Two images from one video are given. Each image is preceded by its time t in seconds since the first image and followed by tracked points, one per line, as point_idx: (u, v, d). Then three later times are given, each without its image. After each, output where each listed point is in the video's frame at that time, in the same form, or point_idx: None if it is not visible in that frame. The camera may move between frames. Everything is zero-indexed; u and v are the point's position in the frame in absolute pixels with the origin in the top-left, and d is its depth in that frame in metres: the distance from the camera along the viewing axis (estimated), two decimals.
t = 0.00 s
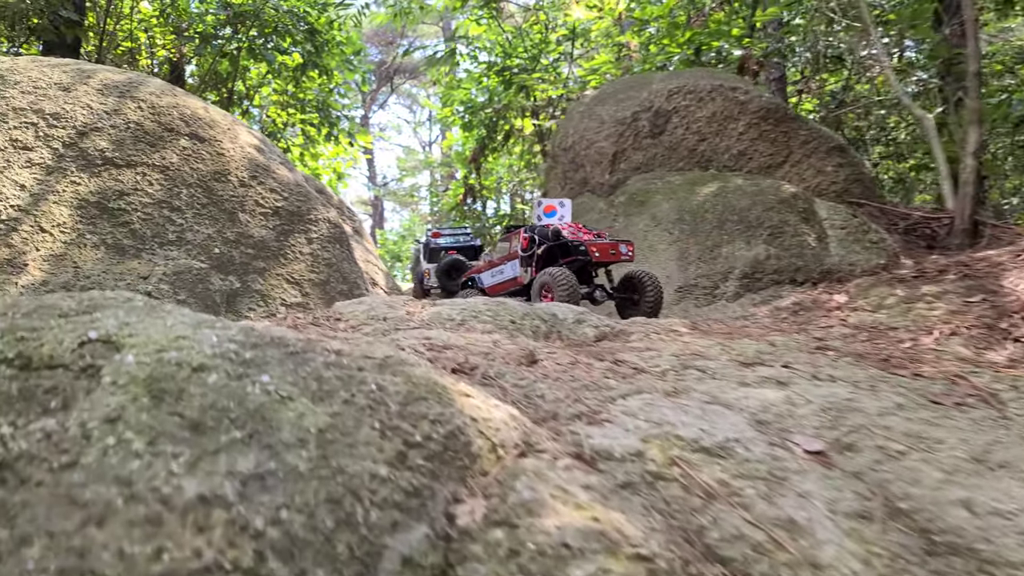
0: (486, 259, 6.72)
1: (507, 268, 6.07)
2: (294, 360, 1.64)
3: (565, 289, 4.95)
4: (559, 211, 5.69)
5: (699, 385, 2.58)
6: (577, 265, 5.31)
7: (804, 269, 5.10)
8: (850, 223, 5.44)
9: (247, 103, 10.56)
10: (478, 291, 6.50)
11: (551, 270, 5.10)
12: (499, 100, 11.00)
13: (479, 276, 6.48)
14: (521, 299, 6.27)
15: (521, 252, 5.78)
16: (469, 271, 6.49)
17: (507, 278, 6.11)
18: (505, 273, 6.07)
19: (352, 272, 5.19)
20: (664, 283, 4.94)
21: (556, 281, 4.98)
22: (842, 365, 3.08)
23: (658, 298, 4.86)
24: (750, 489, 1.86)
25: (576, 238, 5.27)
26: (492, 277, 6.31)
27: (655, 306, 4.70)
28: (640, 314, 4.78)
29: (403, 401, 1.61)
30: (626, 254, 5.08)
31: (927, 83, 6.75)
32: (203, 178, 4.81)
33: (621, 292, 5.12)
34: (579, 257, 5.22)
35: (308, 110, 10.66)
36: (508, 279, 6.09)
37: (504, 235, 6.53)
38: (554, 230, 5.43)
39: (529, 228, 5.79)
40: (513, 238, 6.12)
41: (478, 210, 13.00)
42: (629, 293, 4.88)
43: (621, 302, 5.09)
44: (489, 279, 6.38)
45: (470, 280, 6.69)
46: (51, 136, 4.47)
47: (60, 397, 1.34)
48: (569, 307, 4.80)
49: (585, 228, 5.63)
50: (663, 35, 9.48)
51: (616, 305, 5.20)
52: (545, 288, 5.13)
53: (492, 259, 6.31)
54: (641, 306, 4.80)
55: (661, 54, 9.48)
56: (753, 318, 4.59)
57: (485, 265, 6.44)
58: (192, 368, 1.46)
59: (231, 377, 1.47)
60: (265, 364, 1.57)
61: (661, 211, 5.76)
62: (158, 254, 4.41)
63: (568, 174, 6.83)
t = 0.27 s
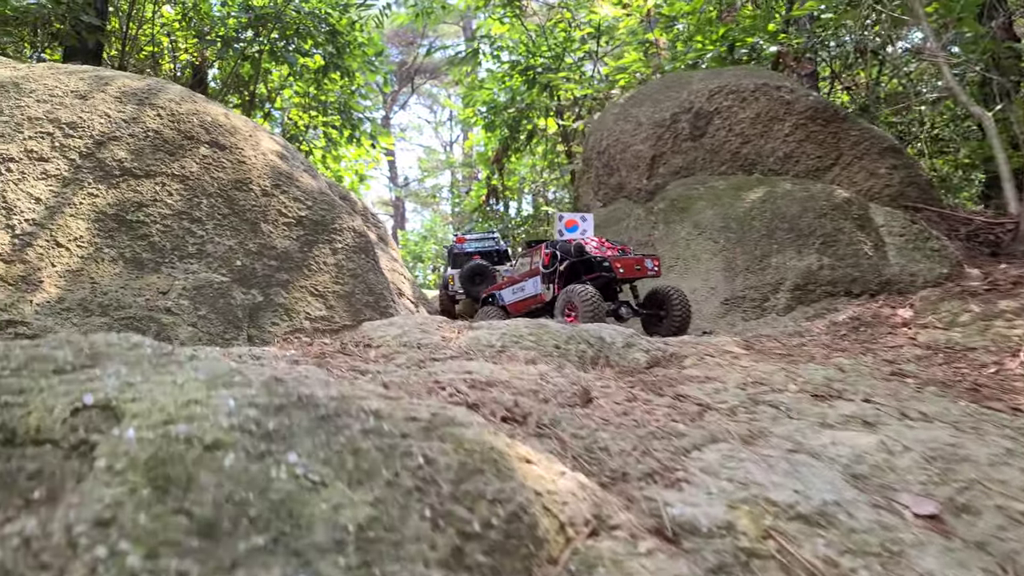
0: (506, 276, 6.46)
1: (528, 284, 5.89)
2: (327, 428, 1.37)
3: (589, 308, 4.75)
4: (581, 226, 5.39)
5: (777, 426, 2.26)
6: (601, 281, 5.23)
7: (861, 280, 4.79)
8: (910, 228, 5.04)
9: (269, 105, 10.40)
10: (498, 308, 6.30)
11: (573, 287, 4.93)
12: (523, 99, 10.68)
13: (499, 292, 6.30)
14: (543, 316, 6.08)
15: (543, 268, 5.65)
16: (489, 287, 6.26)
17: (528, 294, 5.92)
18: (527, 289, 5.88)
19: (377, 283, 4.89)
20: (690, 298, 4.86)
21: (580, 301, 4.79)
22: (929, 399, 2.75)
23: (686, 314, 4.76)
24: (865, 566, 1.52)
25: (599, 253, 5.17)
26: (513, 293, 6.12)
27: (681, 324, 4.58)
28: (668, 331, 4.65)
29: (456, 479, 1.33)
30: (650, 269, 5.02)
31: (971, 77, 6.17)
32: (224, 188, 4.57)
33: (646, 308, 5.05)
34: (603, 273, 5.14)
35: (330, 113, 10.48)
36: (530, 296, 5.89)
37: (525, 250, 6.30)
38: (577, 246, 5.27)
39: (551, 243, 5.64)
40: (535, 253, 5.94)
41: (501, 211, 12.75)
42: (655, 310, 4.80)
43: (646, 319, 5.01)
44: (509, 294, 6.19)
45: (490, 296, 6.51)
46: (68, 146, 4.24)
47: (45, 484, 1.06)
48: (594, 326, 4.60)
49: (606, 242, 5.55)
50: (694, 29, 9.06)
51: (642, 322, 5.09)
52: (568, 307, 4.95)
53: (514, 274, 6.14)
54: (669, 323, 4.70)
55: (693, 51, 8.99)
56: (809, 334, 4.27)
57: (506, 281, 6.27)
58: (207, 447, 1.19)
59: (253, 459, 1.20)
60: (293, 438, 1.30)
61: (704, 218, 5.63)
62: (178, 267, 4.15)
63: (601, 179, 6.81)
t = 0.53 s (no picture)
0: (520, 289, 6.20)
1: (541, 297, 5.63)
2: (351, 512, 1.12)
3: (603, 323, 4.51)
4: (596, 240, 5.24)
5: (855, 471, 1.99)
6: (616, 295, 5.02)
7: (913, 290, 4.52)
8: (964, 235, 4.72)
9: (286, 107, 10.35)
10: (512, 323, 6.03)
11: (587, 301, 4.72)
12: (542, 99, 10.40)
13: (513, 306, 6.04)
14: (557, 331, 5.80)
15: (555, 282, 5.38)
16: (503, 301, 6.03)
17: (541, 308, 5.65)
18: (540, 303, 5.60)
19: (397, 292, 4.66)
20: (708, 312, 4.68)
21: (594, 316, 4.56)
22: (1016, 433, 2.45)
23: (705, 327, 4.61)
24: None
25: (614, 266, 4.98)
26: (527, 307, 5.84)
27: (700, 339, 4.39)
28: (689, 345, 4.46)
29: None
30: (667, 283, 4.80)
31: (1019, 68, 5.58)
32: (239, 195, 4.37)
33: (663, 322, 4.89)
34: (618, 287, 4.96)
35: (348, 114, 10.31)
36: (543, 310, 5.60)
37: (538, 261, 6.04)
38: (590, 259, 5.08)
39: (563, 256, 5.43)
40: (549, 266, 5.67)
41: (521, 212, 12.53)
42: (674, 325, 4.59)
43: (664, 333, 4.83)
44: (523, 309, 5.92)
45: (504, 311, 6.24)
46: (77, 153, 4.05)
47: None
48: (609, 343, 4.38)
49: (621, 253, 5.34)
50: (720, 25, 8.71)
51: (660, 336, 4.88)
52: (583, 323, 4.73)
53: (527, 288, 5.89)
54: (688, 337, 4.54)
55: (719, 49, 8.69)
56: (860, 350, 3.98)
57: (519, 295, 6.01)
58: (205, 550, 0.95)
59: (264, 566, 0.96)
60: (312, 528, 1.06)
61: (743, 224, 5.35)
62: (192, 278, 3.95)
63: (630, 182, 6.63)
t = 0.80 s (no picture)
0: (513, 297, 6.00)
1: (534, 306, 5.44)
2: None
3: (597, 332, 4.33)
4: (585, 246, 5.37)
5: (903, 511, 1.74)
6: (609, 304, 4.85)
7: (944, 295, 4.28)
8: (998, 237, 4.47)
9: (296, 107, 10.08)
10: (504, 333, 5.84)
11: (579, 310, 4.54)
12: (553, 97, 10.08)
13: (505, 316, 5.84)
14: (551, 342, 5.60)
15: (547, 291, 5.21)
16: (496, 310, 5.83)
17: (534, 318, 5.45)
18: (533, 313, 5.43)
19: (400, 297, 4.37)
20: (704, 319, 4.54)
21: (585, 325, 4.39)
22: None
23: (701, 333, 4.47)
24: None
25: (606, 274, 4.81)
26: (519, 317, 5.64)
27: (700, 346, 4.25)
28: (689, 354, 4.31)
29: None
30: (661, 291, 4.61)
31: None
32: (235, 197, 4.05)
33: (659, 330, 4.73)
34: (611, 296, 4.79)
35: (356, 114, 10.10)
36: (535, 320, 5.42)
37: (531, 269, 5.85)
38: (582, 267, 4.91)
39: (555, 264, 5.26)
40: (540, 275, 5.49)
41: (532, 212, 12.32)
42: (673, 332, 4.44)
43: (660, 341, 4.67)
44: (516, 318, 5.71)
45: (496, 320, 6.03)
46: (64, 154, 3.70)
47: None
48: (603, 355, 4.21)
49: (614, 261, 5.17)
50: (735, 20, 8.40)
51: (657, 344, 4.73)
52: (575, 333, 4.54)
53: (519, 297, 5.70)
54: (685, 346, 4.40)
55: (734, 43, 8.41)
56: (891, 360, 3.72)
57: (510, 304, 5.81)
58: None
59: None
60: None
61: (761, 224, 5.08)
62: (185, 284, 3.67)
63: (643, 182, 6.37)
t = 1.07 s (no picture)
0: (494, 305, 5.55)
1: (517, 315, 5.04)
2: None
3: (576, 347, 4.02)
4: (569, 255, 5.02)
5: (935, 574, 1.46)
6: (591, 315, 4.58)
7: (973, 302, 3.95)
8: None
9: (300, 107, 9.82)
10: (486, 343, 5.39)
11: (557, 321, 4.21)
12: (561, 96, 9.76)
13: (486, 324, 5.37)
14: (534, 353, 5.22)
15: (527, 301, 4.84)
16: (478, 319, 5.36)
17: (516, 327, 5.06)
18: (514, 323, 5.03)
19: (390, 302, 4.06)
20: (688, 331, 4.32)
21: (562, 338, 4.07)
22: None
23: (686, 348, 4.26)
24: None
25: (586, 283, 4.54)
26: (501, 326, 5.20)
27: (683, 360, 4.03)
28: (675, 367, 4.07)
29: None
30: (642, 301, 4.40)
31: None
32: (212, 199, 3.71)
33: (640, 342, 4.52)
34: (592, 307, 4.53)
35: (360, 114, 9.79)
36: (518, 329, 5.03)
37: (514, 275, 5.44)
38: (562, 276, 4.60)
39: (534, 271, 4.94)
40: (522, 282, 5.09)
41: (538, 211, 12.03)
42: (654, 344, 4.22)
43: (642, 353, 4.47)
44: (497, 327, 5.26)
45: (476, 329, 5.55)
46: (27, 154, 3.35)
47: None
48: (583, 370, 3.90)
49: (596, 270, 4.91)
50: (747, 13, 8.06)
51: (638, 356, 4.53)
52: (553, 347, 4.22)
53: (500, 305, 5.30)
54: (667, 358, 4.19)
55: (744, 36, 7.97)
56: (915, 374, 3.40)
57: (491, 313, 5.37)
58: None
59: None
60: None
61: (772, 225, 4.75)
62: (155, 292, 3.32)
63: (646, 180, 6.07)
